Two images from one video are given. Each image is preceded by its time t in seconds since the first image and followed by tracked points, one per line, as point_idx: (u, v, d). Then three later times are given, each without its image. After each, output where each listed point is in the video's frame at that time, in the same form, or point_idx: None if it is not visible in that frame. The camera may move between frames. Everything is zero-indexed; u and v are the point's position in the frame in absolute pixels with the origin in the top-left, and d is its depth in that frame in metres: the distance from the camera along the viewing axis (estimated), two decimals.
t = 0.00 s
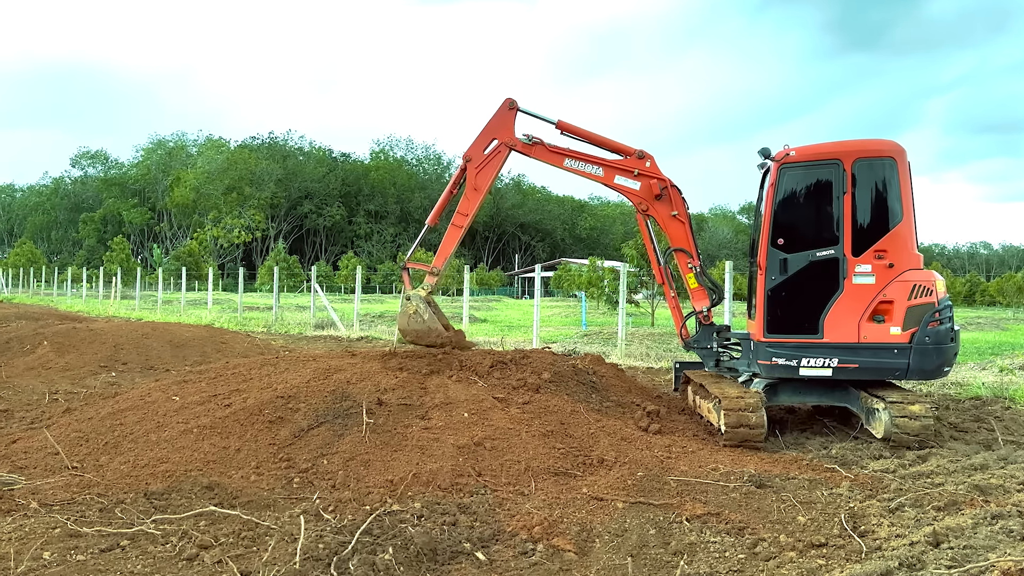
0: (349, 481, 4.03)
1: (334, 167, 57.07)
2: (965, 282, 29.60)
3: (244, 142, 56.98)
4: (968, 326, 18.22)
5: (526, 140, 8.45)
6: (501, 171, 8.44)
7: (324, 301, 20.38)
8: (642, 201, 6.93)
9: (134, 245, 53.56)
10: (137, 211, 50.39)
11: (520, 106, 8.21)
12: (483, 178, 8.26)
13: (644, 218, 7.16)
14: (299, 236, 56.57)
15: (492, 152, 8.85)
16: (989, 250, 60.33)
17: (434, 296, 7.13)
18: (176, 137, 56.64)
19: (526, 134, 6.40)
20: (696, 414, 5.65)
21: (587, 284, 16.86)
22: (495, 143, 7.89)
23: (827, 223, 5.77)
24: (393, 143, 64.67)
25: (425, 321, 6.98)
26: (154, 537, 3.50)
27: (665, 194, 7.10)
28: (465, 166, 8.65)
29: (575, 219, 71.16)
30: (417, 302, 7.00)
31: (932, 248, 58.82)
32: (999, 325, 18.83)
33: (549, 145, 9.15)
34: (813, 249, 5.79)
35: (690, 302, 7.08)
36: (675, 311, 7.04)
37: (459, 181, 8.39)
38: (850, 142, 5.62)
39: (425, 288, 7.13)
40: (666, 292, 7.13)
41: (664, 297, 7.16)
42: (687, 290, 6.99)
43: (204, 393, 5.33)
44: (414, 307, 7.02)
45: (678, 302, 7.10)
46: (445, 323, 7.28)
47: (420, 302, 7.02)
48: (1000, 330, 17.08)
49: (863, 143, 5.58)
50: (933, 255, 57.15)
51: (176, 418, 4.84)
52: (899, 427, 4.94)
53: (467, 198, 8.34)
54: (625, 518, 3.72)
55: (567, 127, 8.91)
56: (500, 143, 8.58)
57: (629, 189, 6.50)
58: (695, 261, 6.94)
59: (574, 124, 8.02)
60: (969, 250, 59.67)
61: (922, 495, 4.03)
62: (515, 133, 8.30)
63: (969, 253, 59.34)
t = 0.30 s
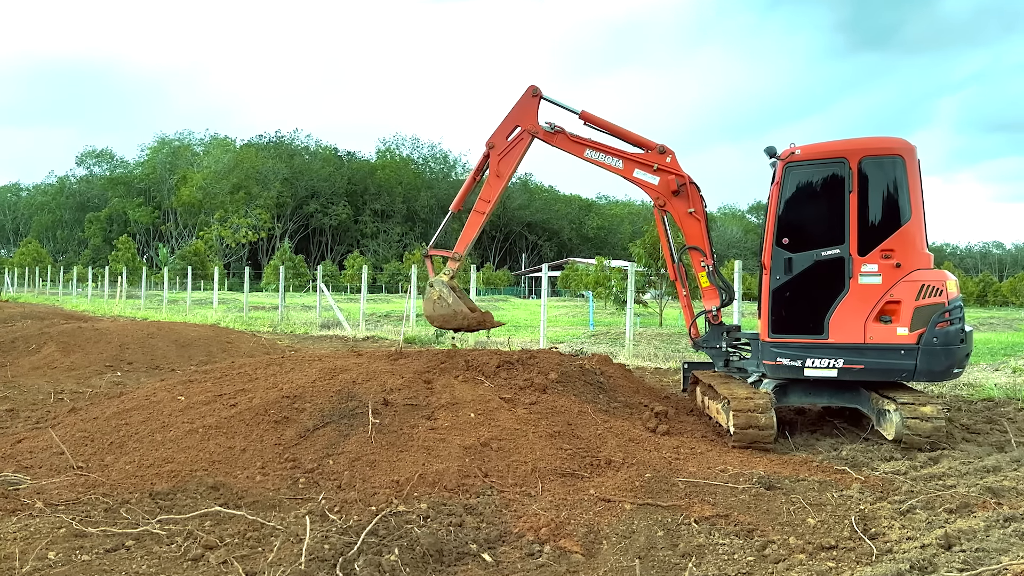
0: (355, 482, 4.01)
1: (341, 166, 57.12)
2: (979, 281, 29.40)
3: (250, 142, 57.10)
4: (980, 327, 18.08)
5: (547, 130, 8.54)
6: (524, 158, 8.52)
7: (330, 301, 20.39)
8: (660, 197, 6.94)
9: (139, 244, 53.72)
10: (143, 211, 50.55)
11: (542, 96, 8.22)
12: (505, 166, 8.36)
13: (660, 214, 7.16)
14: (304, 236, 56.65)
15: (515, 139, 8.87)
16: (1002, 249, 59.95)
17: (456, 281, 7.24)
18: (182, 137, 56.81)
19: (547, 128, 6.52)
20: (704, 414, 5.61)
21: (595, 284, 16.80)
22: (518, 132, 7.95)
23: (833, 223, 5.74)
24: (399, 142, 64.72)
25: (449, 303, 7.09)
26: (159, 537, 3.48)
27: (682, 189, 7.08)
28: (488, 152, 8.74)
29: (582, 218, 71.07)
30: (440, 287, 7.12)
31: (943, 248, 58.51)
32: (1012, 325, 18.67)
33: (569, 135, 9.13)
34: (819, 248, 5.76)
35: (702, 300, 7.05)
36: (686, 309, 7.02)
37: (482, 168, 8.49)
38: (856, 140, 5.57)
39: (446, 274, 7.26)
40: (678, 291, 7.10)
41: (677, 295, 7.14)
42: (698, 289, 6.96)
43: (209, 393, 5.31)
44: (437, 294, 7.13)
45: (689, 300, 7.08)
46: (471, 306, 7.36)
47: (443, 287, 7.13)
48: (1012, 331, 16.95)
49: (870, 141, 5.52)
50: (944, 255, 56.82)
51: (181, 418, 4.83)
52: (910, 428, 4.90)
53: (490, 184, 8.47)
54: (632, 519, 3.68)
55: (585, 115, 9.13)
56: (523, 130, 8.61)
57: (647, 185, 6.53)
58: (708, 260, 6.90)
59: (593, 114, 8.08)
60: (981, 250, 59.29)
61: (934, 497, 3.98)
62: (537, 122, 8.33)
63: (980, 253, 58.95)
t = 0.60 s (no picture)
0: (364, 482, 3.98)
1: (349, 165, 57.20)
2: (996, 281, 29.24)
3: (258, 141, 57.28)
4: (995, 327, 17.92)
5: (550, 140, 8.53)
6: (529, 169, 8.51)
7: (339, 301, 20.42)
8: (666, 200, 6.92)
9: (148, 243, 53.92)
10: (151, 210, 50.73)
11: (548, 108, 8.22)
12: (511, 178, 8.33)
13: (666, 217, 7.13)
14: (313, 235, 56.77)
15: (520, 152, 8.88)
16: (1018, 249, 59.51)
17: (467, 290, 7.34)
18: (190, 137, 57.02)
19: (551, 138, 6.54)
20: (715, 416, 5.57)
21: (604, 284, 16.76)
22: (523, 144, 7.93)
23: (840, 221, 5.69)
24: (407, 140, 64.77)
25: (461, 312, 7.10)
26: (168, 537, 3.47)
27: (688, 191, 7.04)
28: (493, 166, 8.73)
29: (591, 217, 70.98)
30: (450, 299, 7.16)
31: (958, 248, 58.15)
32: None
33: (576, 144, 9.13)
34: (826, 247, 5.72)
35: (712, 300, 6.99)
36: (697, 309, 6.96)
37: (488, 181, 8.47)
38: (863, 138, 5.52)
39: (457, 285, 7.35)
40: (688, 291, 7.06)
41: (687, 296, 7.10)
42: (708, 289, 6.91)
43: (217, 393, 5.29)
44: (448, 306, 7.15)
45: (700, 300, 7.03)
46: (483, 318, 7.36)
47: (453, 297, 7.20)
48: None
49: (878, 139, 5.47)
50: (959, 254, 56.46)
51: (189, 418, 4.81)
52: (924, 430, 4.85)
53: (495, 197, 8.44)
54: (643, 521, 3.65)
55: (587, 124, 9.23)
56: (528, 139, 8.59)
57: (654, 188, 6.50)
58: (717, 260, 6.85)
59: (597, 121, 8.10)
60: (996, 250, 58.87)
61: (949, 499, 3.94)
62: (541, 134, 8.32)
63: (996, 253, 58.51)
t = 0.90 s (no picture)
0: (375, 482, 3.97)
1: (361, 164, 57.32)
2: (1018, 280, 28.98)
3: (268, 140, 57.47)
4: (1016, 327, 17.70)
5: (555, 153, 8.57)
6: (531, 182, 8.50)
7: (350, 300, 20.45)
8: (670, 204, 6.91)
9: (158, 243, 54.19)
10: (162, 209, 50.99)
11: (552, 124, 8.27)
12: (512, 190, 8.32)
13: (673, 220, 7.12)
14: (323, 234, 56.91)
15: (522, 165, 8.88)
16: None
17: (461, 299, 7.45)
18: (200, 136, 57.27)
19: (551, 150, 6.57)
20: (728, 417, 5.53)
21: (617, 283, 16.71)
22: (527, 155, 7.96)
23: (852, 220, 5.63)
24: (418, 139, 64.82)
25: (452, 322, 7.24)
26: (179, 537, 3.46)
27: (692, 193, 7.04)
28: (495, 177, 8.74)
29: (603, 216, 70.82)
30: (444, 306, 7.28)
31: (976, 246, 57.65)
32: None
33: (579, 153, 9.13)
34: (839, 246, 5.67)
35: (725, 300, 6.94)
36: (710, 310, 6.92)
37: (490, 192, 8.46)
38: (876, 136, 5.46)
39: (453, 292, 7.44)
40: (699, 291, 7.02)
41: (698, 297, 7.06)
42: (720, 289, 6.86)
43: (229, 392, 5.29)
44: (442, 313, 7.28)
45: (712, 300, 6.98)
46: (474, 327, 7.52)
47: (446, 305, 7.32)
48: None
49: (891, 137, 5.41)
50: (978, 254, 55.93)
51: (201, 418, 4.81)
52: (942, 431, 4.80)
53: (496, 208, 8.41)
54: (656, 523, 3.62)
55: (589, 132, 9.25)
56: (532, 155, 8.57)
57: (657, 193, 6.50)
58: (726, 259, 6.81)
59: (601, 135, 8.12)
60: (1016, 250, 58.26)
61: (968, 502, 3.89)
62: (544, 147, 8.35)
63: (1015, 252, 57.95)
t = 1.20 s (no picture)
0: (388, 482, 3.95)
1: (374, 162, 57.41)
2: None
3: (280, 139, 57.66)
4: None
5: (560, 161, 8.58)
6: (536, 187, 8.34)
7: (363, 299, 20.49)
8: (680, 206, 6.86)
9: (171, 242, 54.50)
10: (174, 207, 51.27)
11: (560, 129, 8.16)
12: (515, 195, 8.16)
13: (684, 222, 7.08)
14: (336, 233, 57.07)
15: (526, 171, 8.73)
16: None
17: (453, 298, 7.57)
18: (213, 135, 57.54)
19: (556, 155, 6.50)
20: (745, 418, 5.47)
21: (631, 282, 16.63)
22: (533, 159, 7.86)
23: (871, 219, 5.58)
24: (430, 138, 64.86)
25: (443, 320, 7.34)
26: (192, 537, 3.45)
27: (702, 195, 7.00)
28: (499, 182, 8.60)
29: (617, 215, 70.69)
30: (435, 305, 7.38)
31: (997, 246, 57.07)
32: None
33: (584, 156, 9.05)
34: (858, 245, 5.62)
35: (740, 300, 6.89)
36: (725, 311, 6.87)
37: (492, 194, 8.31)
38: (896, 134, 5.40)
39: (446, 291, 7.52)
40: (713, 293, 6.96)
41: (713, 298, 7.01)
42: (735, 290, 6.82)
43: (242, 391, 5.29)
44: (432, 311, 7.39)
45: (727, 301, 6.94)
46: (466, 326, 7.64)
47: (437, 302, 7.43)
48: None
49: (912, 135, 5.34)
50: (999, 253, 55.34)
51: (214, 417, 4.80)
52: (962, 433, 4.74)
53: (497, 211, 8.28)
54: (672, 525, 3.58)
55: (594, 138, 9.30)
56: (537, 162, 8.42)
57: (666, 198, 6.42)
58: (740, 259, 6.77)
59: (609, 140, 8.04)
60: None
61: (989, 505, 3.83)
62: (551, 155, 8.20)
63: None
